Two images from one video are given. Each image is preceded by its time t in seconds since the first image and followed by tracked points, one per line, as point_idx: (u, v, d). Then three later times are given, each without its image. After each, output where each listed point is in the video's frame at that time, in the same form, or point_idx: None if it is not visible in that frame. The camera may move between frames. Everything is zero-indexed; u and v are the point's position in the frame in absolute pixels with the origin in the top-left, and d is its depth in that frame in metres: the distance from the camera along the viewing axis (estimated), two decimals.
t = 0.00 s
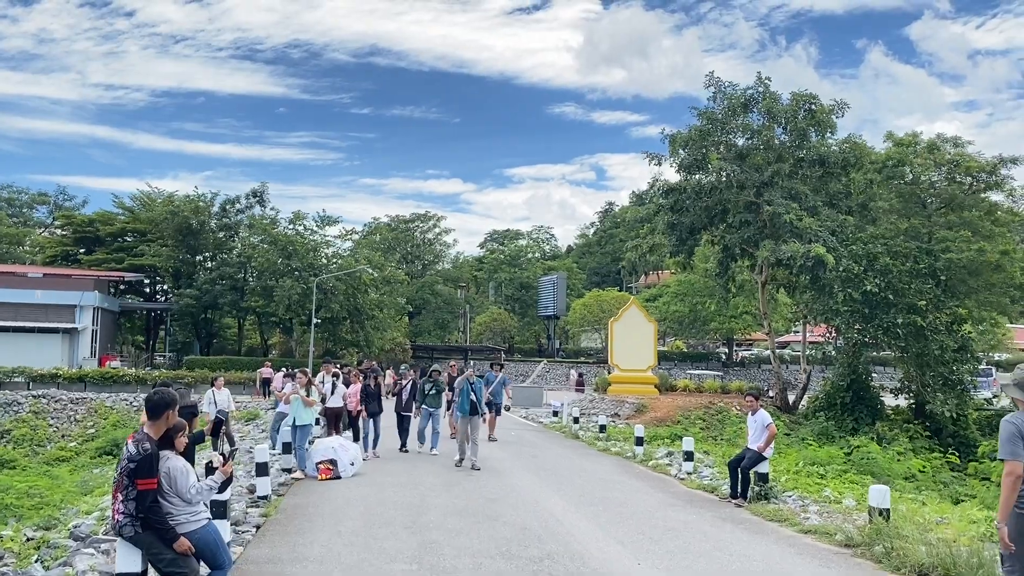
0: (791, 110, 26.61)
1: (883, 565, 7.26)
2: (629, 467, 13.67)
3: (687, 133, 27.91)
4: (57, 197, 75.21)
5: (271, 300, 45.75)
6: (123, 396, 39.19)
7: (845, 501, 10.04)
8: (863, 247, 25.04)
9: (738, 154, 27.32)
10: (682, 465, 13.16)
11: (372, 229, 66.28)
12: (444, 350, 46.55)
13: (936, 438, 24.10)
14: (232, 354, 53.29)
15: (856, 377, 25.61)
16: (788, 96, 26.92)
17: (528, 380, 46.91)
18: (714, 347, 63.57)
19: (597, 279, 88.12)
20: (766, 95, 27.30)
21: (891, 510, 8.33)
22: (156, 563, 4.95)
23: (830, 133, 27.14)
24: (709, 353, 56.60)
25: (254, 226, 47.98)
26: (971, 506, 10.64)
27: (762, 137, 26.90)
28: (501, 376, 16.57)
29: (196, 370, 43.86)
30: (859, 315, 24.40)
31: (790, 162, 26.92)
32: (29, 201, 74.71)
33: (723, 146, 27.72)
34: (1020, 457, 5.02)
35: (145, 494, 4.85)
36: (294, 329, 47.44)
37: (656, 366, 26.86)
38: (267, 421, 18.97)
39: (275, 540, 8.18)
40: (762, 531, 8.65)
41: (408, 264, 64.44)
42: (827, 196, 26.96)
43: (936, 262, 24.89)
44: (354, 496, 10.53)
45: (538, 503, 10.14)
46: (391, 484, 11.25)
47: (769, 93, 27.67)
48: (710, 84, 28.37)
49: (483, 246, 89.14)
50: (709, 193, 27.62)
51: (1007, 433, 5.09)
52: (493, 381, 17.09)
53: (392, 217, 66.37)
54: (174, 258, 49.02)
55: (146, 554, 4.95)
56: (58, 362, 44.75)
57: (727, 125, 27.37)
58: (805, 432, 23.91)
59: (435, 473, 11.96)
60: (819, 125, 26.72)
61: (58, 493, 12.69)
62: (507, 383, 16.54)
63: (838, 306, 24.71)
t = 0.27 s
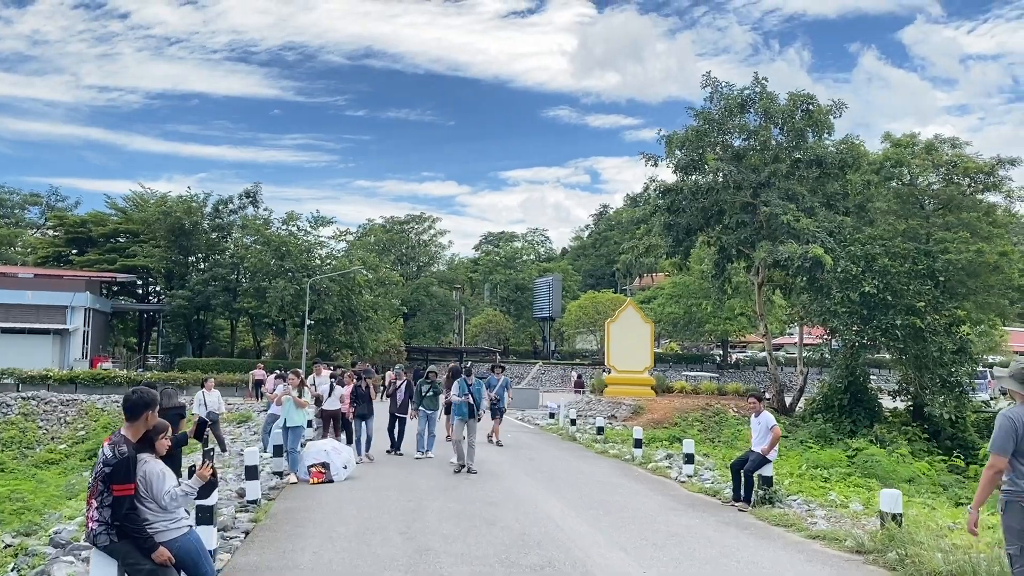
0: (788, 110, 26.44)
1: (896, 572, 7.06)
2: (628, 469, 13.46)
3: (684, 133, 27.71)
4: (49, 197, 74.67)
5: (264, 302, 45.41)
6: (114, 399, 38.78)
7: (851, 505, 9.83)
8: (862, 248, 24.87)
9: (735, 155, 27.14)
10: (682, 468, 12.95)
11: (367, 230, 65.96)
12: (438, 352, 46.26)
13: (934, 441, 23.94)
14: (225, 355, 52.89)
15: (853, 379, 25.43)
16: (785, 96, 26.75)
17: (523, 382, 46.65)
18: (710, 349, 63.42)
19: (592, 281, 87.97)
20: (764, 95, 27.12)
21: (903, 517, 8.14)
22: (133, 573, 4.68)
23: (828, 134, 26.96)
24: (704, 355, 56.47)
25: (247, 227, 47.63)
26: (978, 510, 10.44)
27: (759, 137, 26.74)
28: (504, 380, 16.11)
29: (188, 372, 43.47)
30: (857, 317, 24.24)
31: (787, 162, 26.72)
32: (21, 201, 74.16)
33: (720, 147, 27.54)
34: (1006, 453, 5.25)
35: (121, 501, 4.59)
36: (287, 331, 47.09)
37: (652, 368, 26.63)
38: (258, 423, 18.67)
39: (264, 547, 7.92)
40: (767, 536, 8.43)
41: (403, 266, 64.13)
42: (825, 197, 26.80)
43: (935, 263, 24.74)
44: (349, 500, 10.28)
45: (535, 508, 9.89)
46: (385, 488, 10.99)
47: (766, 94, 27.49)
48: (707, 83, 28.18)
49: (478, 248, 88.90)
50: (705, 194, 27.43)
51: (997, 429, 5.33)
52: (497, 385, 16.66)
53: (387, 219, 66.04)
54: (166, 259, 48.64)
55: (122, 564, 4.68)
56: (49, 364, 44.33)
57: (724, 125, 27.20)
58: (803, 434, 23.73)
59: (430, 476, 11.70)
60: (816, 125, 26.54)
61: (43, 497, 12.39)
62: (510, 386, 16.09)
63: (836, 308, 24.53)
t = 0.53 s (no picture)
0: (783, 111, 26.21)
1: None
2: (624, 476, 13.10)
3: (678, 134, 27.47)
4: (36, 199, 73.86)
5: (252, 304, 44.90)
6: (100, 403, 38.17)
7: (856, 514, 9.49)
8: (857, 250, 24.63)
9: (729, 156, 26.88)
10: (680, 475, 12.59)
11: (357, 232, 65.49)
12: (429, 355, 45.82)
13: (930, 445, 23.72)
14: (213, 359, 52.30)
15: (849, 383, 25.20)
16: (780, 97, 26.52)
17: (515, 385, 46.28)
18: (702, 352, 63.22)
19: (583, 283, 87.72)
20: (758, 96, 26.89)
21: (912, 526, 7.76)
22: None
23: (824, 135, 26.72)
24: (697, 358, 56.23)
25: (236, 229, 47.11)
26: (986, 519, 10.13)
27: (753, 138, 26.50)
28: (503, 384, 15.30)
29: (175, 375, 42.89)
30: (853, 319, 23.99)
31: (781, 164, 26.46)
32: (7, 203, 73.32)
33: (714, 148, 27.28)
34: (1000, 461, 5.14)
35: (88, 519, 4.20)
36: (277, 334, 46.55)
37: (646, 372, 26.30)
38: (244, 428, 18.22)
39: (248, 560, 7.53)
40: (773, 547, 8.08)
41: (394, 269, 63.66)
42: (820, 199, 26.57)
43: (931, 265, 24.53)
44: (336, 510, 9.89)
45: (531, 518, 9.52)
46: (375, 497, 10.60)
47: (760, 95, 27.26)
48: (701, 84, 27.92)
49: (469, 251, 88.54)
50: (700, 195, 27.14)
51: (991, 439, 5.23)
52: (496, 389, 15.98)
53: (378, 221, 65.57)
54: (154, 261, 48.06)
55: None
56: (34, 367, 43.66)
57: (718, 126, 26.95)
58: (799, 438, 23.47)
59: (421, 485, 11.31)
60: (811, 126, 26.31)
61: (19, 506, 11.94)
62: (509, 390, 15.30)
63: (831, 311, 24.28)
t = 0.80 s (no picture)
0: (777, 112, 26.04)
1: None
2: (620, 481, 12.87)
3: (671, 135, 27.29)
4: (24, 202, 73.16)
5: (242, 307, 44.51)
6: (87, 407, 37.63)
7: (859, 520, 9.29)
8: (853, 252, 24.47)
9: (723, 157, 26.70)
10: (677, 480, 12.36)
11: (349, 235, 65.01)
12: (421, 359, 45.50)
13: (926, 447, 23.58)
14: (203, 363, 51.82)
15: (844, 386, 25.02)
16: (774, 98, 26.35)
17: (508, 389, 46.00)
18: (695, 355, 63.11)
19: (576, 287, 87.58)
20: (752, 97, 26.72)
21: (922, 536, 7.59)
22: None
23: (818, 136, 26.56)
24: (690, 361, 56.09)
25: (225, 231, 46.72)
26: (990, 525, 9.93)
27: (747, 139, 26.34)
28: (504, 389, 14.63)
29: (164, 380, 42.43)
30: (848, 321, 23.82)
31: (775, 165, 26.28)
32: None
33: (707, 150, 27.09)
34: (995, 458, 5.27)
35: (45, 533, 3.95)
36: (267, 337, 46.15)
37: (639, 375, 26.06)
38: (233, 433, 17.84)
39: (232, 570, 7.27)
40: (774, 555, 7.84)
41: (386, 272, 63.24)
42: (814, 201, 26.41)
43: (926, 267, 24.38)
44: (325, 517, 9.62)
45: (524, 526, 9.26)
46: (364, 504, 10.33)
47: (754, 96, 27.10)
48: (695, 85, 27.73)
49: (461, 254, 88.26)
50: (693, 197, 26.92)
51: (983, 434, 5.37)
52: (496, 395, 15.47)
53: (369, 224, 65.17)
54: (143, 264, 47.60)
55: None
56: (21, 372, 43.15)
57: (712, 127, 26.78)
58: (794, 441, 23.27)
59: (412, 491, 11.04)
60: (805, 127, 26.15)
61: None
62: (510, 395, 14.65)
63: (826, 312, 24.08)
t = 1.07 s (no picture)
0: (771, 111, 25.81)
1: None
2: (616, 486, 12.53)
3: (665, 136, 27.03)
4: (10, 205, 72.41)
5: (231, 310, 44.00)
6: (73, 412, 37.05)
7: (865, 527, 8.99)
8: (848, 253, 24.24)
9: (717, 158, 26.44)
10: (675, 485, 12.02)
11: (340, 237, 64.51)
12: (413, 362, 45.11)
13: (922, 450, 23.36)
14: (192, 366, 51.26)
15: (840, 388, 24.78)
16: (768, 97, 26.11)
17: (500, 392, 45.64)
18: (687, 357, 62.90)
19: (567, 289, 87.35)
20: (746, 97, 26.48)
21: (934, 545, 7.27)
22: None
23: (812, 136, 26.35)
24: (682, 363, 55.87)
25: (214, 233, 46.24)
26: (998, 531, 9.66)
27: (742, 139, 26.09)
28: (504, 391, 13.94)
29: (152, 384, 41.88)
30: (845, 323, 23.58)
31: (769, 165, 26.04)
32: None
33: (701, 150, 26.83)
34: (993, 465, 5.20)
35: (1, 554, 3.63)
36: (256, 341, 45.67)
37: (633, 377, 25.77)
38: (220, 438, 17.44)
39: None
40: (780, 565, 7.53)
41: (377, 275, 62.75)
42: (809, 201, 26.17)
43: (923, 268, 24.18)
44: (312, 527, 9.29)
45: (518, 535, 8.94)
46: (353, 513, 10.00)
47: (747, 96, 26.86)
48: (689, 84, 27.46)
49: (453, 256, 87.92)
50: (687, 197, 26.63)
51: (979, 438, 5.31)
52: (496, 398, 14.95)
53: (360, 226, 64.70)
54: (130, 267, 47.04)
55: None
56: (6, 376, 42.53)
57: (705, 127, 26.53)
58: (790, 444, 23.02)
59: (403, 499, 10.70)
60: (800, 127, 25.91)
61: None
62: (509, 397, 13.97)
63: (822, 314, 23.83)
